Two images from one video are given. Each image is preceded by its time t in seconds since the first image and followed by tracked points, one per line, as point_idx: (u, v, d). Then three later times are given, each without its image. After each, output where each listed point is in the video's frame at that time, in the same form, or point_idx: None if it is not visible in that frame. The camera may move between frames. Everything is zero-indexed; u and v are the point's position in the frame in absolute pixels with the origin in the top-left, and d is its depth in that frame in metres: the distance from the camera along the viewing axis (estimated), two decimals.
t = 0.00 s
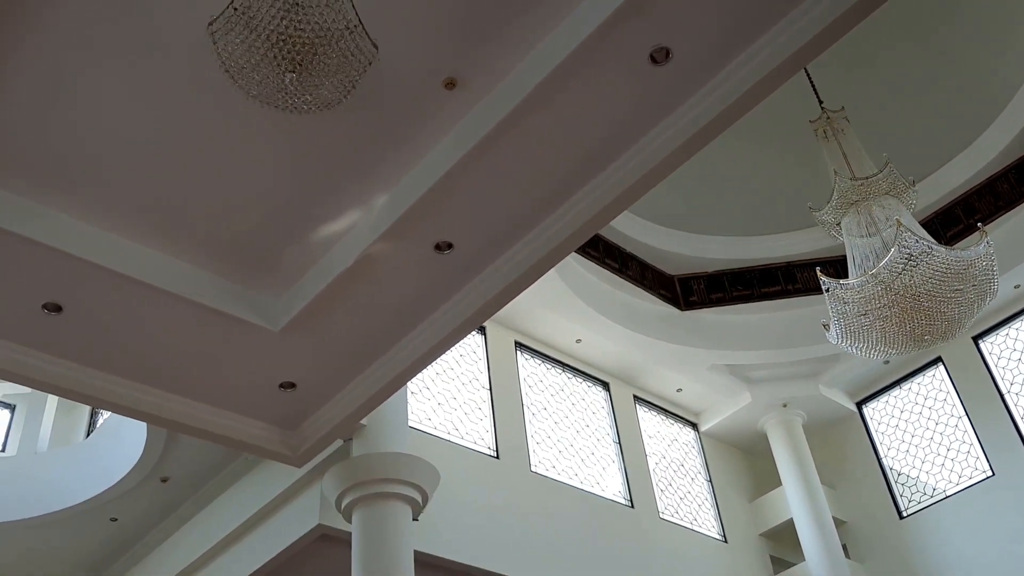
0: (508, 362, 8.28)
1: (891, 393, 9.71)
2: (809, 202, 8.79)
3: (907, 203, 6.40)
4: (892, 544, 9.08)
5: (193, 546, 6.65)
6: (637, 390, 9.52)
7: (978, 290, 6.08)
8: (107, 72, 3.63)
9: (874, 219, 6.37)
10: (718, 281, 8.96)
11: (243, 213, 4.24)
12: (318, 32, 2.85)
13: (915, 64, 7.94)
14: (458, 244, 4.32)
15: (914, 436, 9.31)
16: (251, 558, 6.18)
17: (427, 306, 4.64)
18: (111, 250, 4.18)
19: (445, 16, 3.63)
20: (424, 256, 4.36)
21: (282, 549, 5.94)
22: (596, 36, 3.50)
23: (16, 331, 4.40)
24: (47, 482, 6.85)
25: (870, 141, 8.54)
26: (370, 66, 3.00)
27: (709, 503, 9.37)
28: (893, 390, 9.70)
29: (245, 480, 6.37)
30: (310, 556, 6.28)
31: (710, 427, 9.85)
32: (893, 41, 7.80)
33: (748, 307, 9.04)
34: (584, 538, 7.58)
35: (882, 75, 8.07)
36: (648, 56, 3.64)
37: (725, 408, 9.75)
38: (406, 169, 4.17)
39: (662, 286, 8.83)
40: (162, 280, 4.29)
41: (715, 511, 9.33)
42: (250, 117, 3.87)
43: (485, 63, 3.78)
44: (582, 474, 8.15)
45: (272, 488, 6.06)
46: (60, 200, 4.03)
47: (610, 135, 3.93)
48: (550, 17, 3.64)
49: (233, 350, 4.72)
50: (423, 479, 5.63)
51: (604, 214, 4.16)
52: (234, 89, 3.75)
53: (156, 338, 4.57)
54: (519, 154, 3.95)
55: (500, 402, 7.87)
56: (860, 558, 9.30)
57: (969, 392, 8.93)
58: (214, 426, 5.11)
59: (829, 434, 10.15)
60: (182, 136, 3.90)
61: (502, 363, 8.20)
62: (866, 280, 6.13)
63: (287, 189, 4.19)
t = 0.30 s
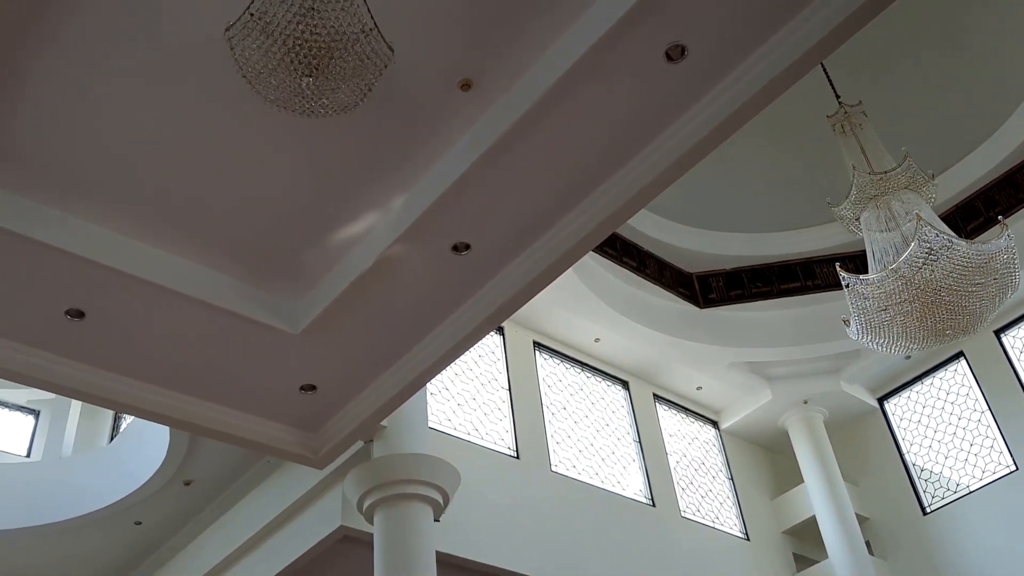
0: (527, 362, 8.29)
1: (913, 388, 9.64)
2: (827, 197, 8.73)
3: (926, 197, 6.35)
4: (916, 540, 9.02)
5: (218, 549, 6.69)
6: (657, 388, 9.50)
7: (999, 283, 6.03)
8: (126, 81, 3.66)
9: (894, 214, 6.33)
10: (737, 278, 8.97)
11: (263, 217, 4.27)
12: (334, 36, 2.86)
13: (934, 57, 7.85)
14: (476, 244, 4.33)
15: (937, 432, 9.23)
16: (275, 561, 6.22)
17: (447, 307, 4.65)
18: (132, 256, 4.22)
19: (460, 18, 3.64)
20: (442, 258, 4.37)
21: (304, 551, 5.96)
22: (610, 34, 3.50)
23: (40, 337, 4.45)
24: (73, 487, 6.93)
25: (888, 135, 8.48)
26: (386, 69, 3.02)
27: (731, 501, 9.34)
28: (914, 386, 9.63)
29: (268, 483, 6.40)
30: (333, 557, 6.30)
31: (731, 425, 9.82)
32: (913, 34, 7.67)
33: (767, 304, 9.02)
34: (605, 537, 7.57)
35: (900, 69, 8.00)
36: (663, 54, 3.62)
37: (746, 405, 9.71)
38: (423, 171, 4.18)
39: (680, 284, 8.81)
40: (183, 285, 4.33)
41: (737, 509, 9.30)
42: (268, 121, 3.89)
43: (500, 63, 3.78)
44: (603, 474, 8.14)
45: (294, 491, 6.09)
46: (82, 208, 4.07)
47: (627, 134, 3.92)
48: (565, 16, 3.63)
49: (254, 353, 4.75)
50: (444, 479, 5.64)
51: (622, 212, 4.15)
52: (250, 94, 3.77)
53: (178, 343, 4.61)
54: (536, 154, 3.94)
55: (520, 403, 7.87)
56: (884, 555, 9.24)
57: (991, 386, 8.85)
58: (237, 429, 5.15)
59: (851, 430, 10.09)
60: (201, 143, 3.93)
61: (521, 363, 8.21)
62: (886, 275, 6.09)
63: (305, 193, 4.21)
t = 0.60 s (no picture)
0: (548, 362, 8.28)
1: (936, 385, 9.55)
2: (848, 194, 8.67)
3: (948, 192, 6.31)
4: (942, 538, 8.94)
5: (243, 551, 6.74)
6: (678, 387, 9.48)
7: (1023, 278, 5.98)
8: (146, 88, 3.69)
9: (916, 209, 6.28)
10: (758, 276, 8.89)
11: (284, 221, 4.30)
12: (353, 40, 2.88)
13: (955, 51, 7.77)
14: (496, 245, 4.34)
15: (962, 428, 9.15)
16: (300, 562, 6.25)
17: (467, 307, 4.66)
18: (154, 260, 4.26)
19: (477, 20, 3.65)
20: (462, 259, 4.38)
21: (327, 553, 6.00)
22: (628, 33, 3.49)
23: (64, 342, 4.51)
24: (101, 490, 7.03)
25: (909, 130, 8.40)
26: (404, 72, 3.03)
27: (754, 500, 9.30)
28: (939, 382, 9.54)
29: (292, 485, 6.44)
30: (357, 558, 6.33)
31: (753, 424, 9.77)
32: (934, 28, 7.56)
33: (788, 302, 8.96)
34: (628, 537, 7.55)
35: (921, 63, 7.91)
36: (681, 52, 3.62)
37: (769, 403, 9.66)
38: (442, 172, 4.19)
39: (701, 283, 8.78)
40: (205, 288, 4.37)
41: (761, 508, 9.26)
42: (287, 125, 3.92)
43: (518, 63, 3.79)
44: (626, 473, 8.13)
45: (317, 493, 6.13)
46: (105, 213, 4.12)
47: (645, 132, 3.91)
48: (582, 17, 3.63)
49: (276, 356, 4.78)
50: (466, 480, 5.66)
51: (642, 211, 4.14)
52: (270, 98, 3.80)
53: (201, 346, 4.64)
54: (554, 154, 3.95)
55: (541, 403, 7.87)
56: (909, 554, 9.17)
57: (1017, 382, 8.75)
58: (260, 432, 5.18)
59: (875, 428, 10.02)
60: (222, 148, 3.96)
61: (542, 363, 8.21)
62: (908, 272, 6.04)
63: (325, 196, 4.23)
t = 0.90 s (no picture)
0: (568, 361, 8.28)
1: (960, 382, 9.45)
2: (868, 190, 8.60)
3: (971, 187, 6.25)
4: (967, 536, 8.86)
5: (266, 551, 6.78)
6: (699, 386, 9.44)
7: None
8: (167, 91, 3.72)
9: (938, 205, 6.22)
10: (779, 273, 8.81)
11: (304, 222, 4.32)
12: (371, 42, 2.89)
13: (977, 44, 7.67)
14: (514, 244, 4.34)
15: (986, 426, 9.06)
16: (323, 562, 6.28)
17: (487, 306, 4.66)
18: (177, 262, 4.29)
19: (495, 19, 3.64)
20: (481, 259, 4.39)
21: (349, 553, 6.03)
22: (645, 32, 3.48)
23: (88, 343, 4.56)
24: (126, 491, 7.10)
25: (930, 124, 8.31)
26: (422, 73, 3.03)
27: (776, 498, 9.25)
28: (962, 379, 9.44)
29: (314, 485, 6.47)
30: (380, 558, 6.35)
31: (775, 422, 9.72)
32: (956, 22, 7.46)
33: (810, 299, 8.91)
34: (649, 536, 7.54)
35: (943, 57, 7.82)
36: (700, 49, 3.60)
37: (791, 401, 9.61)
38: (460, 172, 4.20)
39: (722, 281, 8.75)
40: (227, 290, 4.40)
41: (783, 507, 9.21)
42: (306, 127, 3.93)
43: (535, 63, 3.78)
44: (647, 472, 8.11)
45: (339, 493, 6.16)
46: (127, 216, 4.16)
47: (664, 130, 3.89)
48: (600, 14, 3.62)
49: (296, 356, 4.80)
50: (487, 479, 5.66)
51: (661, 209, 4.12)
52: (288, 100, 3.81)
53: (222, 347, 4.67)
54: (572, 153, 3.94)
55: (561, 402, 7.86)
56: (934, 552, 9.09)
57: None
58: (281, 432, 5.21)
59: (899, 425, 9.94)
60: (242, 150, 3.98)
61: (562, 363, 8.20)
62: (931, 268, 5.99)
63: (345, 197, 4.25)
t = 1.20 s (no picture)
0: (588, 359, 8.29)
1: (983, 378, 9.38)
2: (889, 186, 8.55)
3: (992, 181, 6.20)
4: (992, 534, 8.80)
5: (291, 549, 6.84)
6: (720, 384, 9.42)
7: None
8: (189, 96, 3.77)
9: (959, 201, 6.18)
10: (799, 271, 8.84)
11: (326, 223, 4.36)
12: (390, 44, 2.92)
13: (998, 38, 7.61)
14: (534, 244, 4.36)
15: (1010, 422, 8.99)
16: (347, 560, 6.33)
17: (507, 305, 4.68)
18: (200, 264, 4.35)
19: (513, 21, 3.67)
20: (501, 258, 4.41)
21: (372, 551, 6.08)
22: (663, 31, 3.49)
23: (114, 345, 4.62)
24: (153, 490, 7.20)
25: (951, 119, 8.25)
26: (441, 74, 3.06)
27: (799, 496, 9.22)
28: (985, 375, 9.37)
29: (337, 484, 6.52)
30: (402, 557, 6.38)
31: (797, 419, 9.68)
32: (976, 16, 7.40)
33: (831, 296, 8.87)
34: (670, 535, 7.54)
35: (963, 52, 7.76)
36: (718, 47, 3.61)
37: (813, 398, 9.57)
38: (480, 172, 4.22)
39: (742, 278, 8.76)
40: (249, 291, 4.45)
41: (806, 504, 9.18)
42: (327, 129, 3.97)
43: (553, 62, 3.80)
44: (668, 471, 8.11)
45: (360, 492, 6.21)
46: (152, 220, 4.22)
47: (683, 128, 3.90)
48: (618, 14, 3.63)
49: (318, 356, 4.85)
50: (509, 478, 5.69)
51: (681, 207, 4.13)
52: (309, 103, 3.85)
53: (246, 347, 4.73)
54: (591, 152, 3.95)
55: (581, 401, 7.87)
56: (958, 550, 9.03)
57: None
58: (304, 431, 5.26)
59: (922, 422, 9.88)
60: (264, 152, 4.03)
61: (582, 362, 8.21)
62: (953, 264, 5.96)
63: (366, 198, 4.28)
